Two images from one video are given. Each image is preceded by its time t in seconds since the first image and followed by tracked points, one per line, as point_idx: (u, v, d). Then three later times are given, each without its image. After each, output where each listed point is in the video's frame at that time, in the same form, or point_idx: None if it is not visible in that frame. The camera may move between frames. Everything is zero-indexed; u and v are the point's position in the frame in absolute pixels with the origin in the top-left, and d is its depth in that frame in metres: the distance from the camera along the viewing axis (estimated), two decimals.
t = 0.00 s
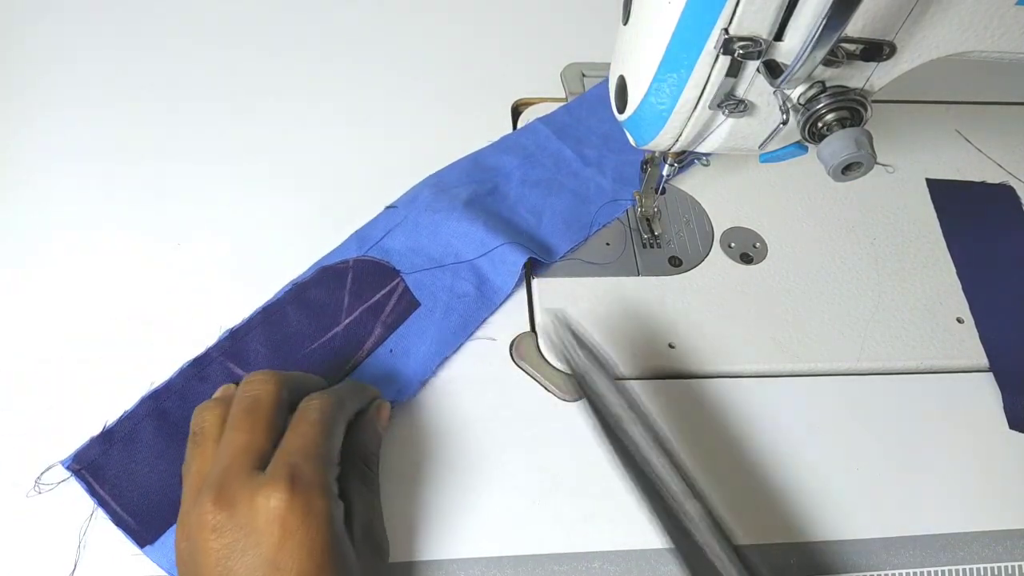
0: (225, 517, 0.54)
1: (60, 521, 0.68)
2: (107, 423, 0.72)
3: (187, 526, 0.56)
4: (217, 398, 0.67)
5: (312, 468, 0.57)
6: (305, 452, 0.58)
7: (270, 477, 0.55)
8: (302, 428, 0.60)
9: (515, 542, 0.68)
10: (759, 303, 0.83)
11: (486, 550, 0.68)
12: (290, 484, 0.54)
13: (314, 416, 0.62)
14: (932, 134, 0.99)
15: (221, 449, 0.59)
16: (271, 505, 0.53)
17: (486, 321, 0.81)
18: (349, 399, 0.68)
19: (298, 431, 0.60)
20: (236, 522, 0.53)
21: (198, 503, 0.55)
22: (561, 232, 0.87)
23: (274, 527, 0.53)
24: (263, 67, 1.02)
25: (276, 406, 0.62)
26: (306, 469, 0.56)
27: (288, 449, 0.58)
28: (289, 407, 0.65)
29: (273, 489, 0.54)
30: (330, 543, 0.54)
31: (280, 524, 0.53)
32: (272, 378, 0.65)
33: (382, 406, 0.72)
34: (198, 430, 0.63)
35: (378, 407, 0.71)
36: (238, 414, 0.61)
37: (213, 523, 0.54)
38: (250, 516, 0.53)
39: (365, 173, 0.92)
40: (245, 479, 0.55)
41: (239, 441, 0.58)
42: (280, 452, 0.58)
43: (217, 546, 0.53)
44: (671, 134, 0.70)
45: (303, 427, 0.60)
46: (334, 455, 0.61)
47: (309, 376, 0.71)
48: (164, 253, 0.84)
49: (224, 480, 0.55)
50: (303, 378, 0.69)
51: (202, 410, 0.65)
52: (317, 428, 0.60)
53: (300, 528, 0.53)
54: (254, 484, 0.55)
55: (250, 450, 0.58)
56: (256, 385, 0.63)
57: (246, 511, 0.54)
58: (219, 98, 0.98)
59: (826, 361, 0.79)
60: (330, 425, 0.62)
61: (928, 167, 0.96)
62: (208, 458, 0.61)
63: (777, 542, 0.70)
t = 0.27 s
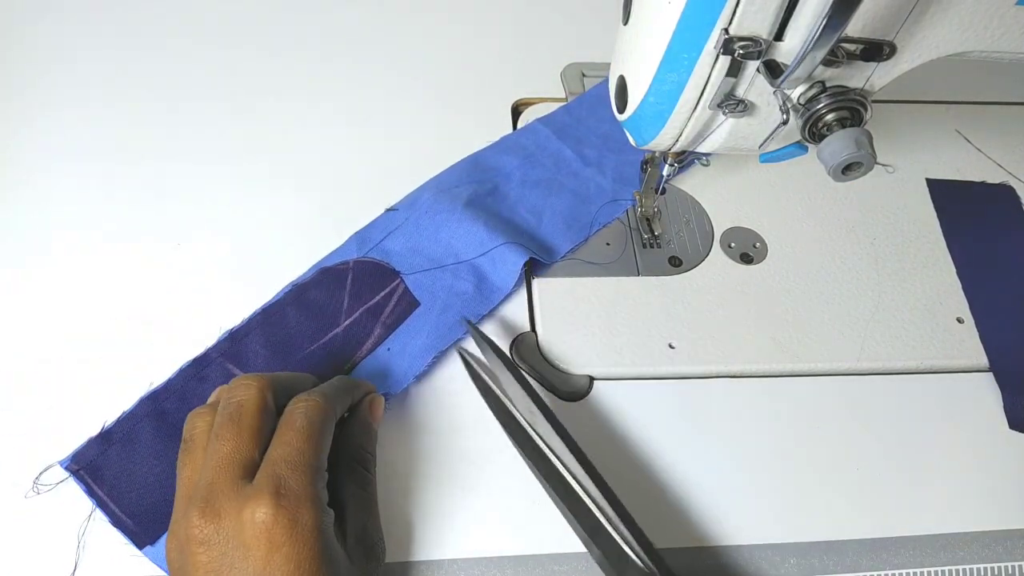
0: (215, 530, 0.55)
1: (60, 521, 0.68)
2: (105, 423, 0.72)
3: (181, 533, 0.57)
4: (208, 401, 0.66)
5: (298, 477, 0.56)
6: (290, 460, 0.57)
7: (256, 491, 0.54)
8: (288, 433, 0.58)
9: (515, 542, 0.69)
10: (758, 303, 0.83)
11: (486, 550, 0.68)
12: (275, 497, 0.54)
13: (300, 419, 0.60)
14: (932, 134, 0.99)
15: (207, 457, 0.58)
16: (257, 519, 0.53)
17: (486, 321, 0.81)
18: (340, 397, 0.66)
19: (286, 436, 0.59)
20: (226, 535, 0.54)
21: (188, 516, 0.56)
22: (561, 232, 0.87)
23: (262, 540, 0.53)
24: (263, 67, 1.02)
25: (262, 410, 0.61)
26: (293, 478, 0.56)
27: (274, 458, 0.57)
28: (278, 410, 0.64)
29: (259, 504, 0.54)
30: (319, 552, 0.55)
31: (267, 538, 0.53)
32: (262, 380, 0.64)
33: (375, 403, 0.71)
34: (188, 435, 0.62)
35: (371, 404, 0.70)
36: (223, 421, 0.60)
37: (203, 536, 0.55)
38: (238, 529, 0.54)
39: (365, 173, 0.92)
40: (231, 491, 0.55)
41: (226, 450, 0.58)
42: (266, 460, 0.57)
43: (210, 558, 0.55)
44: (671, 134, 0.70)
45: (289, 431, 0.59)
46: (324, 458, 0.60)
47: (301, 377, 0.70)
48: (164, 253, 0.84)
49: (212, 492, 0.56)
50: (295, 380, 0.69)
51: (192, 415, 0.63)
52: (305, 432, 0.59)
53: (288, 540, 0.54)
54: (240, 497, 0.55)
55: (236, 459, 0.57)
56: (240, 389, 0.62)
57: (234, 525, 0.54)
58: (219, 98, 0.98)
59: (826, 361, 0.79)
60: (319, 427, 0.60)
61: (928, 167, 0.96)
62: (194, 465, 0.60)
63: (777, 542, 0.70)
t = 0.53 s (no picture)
0: (216, 532, 0.55)
1: (60, 522, 0.68)
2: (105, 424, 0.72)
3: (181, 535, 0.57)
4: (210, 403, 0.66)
5: (299, 480, 0.56)
6: (292, 462, 0.57)
7: (257, 493, 0.54)
8: (290, 435, 0.58)
9: (515, 542, 0.69)
10: (759, 303, 0.82)
11: (486, 550, 0.68)
12: (276, 500, 0.54)
13: (302, 421, 0.60)
14: (932, 134, 0.99)
15: (209, 459, 0.58)
16: (258, 522, 0.53)
17: (486, 319, 0.81)
18: (343, 399, 0.66)
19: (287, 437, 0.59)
20: (227, 538, 0.55)
21: (188, 518, 0.56)
22: (561, 232, 0.87)
23: (262, 543, 0.53)
24: (263, 67, 1.02)
25: (263, 412, 0.61)
26: (294, 481, 0.56)
27: (275, 460, 0.57)
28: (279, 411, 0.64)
29: (259, 507, 0.54)
30: (319, 556, 0.55)
31: (268, 541, 0.53)
32: (261, 380, 0.64)
33: (377, 405, 0.71)
34: (189, 437, 0.62)
35: (374, 405, 0.70)
36: (225, 423, 0.60)
37: (204, 539, 0.55)
38: (239, 531, 0.54)
39: (365, 173, 0.92)
40: (233, 493, 0.55)
41: (227, 452, 0.58)
42: (268, 463, 0.57)
43: (211, 560, 0.55)
44: (671, 134, 0.70)
45: (291, 433, 0.58)
46: (326, 460, 0.60)
47: (302, 377, 0.70)
48: (164, 253, 0.84)
49: (213, 494, 0.56)
50: (296, 381, 0.69)
51: (194, 417, 0.63)
52: (307, 435, 0.59)
53: (288, 543, 0.54)
54: (241, 500, 0.55)
55: (238, 461, 0.57)
56: (242, 391, 0.61)
57: (234, 527, 0.54)
58: (219, 98, 0.98)
59: (826, 361, 0.79)
60: (321, 430, 0.60)
61: (928, 167, 0.96)
62: (195, 467, 0.60)
63: (777, 542, 0.70)
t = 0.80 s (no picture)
0: (217, 533, 0.55)
1: (60, 522, 0.68)
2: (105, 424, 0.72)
3: (182, 536, 0.57)
4: (211, 404, 0.66)
5: (300, 481, 0.56)
6: (292, 462, 0.57)
7: (257, 494, 0.54)
8: (291, 436, 0.58)
9: (515, 542, 0.69)
10: (758, 303, 0.82)
11: (486, 550, 0.68)
12: (276, 501, 0.54)
13: (303, 422, 0.60)
14: (932, 134, 0.99)
15: (210, 459, 0.58)
16: (258, 522, 0.53)
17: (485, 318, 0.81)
18: (343, 399, 0.66)
19: (287, 437, 0.59)
20: (228, 538, 0.55)
21: (189, 519, 0.56)
22: (561, 232, 0.87)
23: (263, 544, 0.53)
24: (263, 67, 1.02)
25: (263, 413, 0.60)
26: (295, 481, 0.56)
27: (276, 460, 0.57)
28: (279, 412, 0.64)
29: (260, 507, 0.54)
30: (319, 556, 0.55)
31: (268, 542, 0.53)
32: (260, 380, 0.63)
33: (377, 406, 0.71)
34: (189, 438, 0.62)
35: (375, 407, 0.70)
36: (226, 423, 0.60)
37: (205, 539, 0.55)
38: (239, 531, 0.54)
39: (365, 173, 0.92)
40: (234, 493, 0.55)
41: (228, 453, 0.58)
42: (269, 463, 0.57)
43: (212, 560, 0.55)
44: (671, 134, 0.70)
45: (292, 434, 0.58)
46: (327, 460, 0.60)
47: (302, 378, 0.70)
48: (164, 253, 0.84)
49: (214, 495, 0.56)
50: (297, 381, 0.69)
51: (195, 417, 0.63)
52: (308, 435, 0.59)
53: (289, 544, 0.54)
54: (242, 500, 0.55)
55: (238, 462, 0.57)
56: (243, 391, 0.61)
57: (235, 528, 0.54)
58: (219, 98, 0.98)
59: (826, 361, 0.79)
60: (322, 430, 0.60)
61: (928, 167, 0.96)
62: (196, 467, 0.60)
63: (777, 542, 0.70)
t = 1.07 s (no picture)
0: (218, 532, 0.55)
1: (60, 522, 0.68)
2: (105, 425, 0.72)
3: (182, 536, 0.57)
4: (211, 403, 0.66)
5: (301, 481, 0.56)
6: (293, 462, 0.57)
7: (258, 494, 0.54)
8: (292, 436, 0.58)
9: (515, 542, 0.69)
10: (759, 303, 0.82)
11: (486, 550, 0.68)
12: (277, 500, 0.54)
13: (304, 422, 0.60)
14: (932, 134, 0.99)
15: (210, 459, 0.58)
16: (259, 522, 0.53)
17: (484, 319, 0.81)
18: (344, 399, 0.66)
19: (288, 437, 0.59)
20: (229, 538, 0.55)
21: (190, 518, 0.56)
22: (561, 232, 0.87)
23: (263, 543, 0.53)
24: (263, 66, 1.02)
25: (264, 412, 0.60)
26: (296, 481, 0.56)
27: (277, 461, 0.57)
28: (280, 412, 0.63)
29: (261, 507, 0.54)
30: (320, 556, 0.55)
31: (269, 542, 0.53)
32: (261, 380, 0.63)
33: (377, 407, 0.71)
34: (190, 438, 0.62)
35: (375, 407, 0.70)
36: (227, 423, 0.60)
37: (206, 539, 0.55)
38: (240, 531, 0.54)
39: (365, 173, 0.92)
40: (234, 493, 0.55)
41: (228, 452, 0.58)
42: (269, 463, 0.57)
43: (212, 560, 0.55)
44: (671, 134, 0.70)
45: (292, 434, 0.59)
46: (328, 461, 0.60)
47: (302, 377, 0.70)
48: (164, 253, 0.84)
49: (214, 495, 0.56)
50: (298, 381, 0.69)
51: (196, 417, 0.63)
52: (309, 435, 0.59)
53: (289, 544, 0.54)
54: (243, 500, 0.55)
55: (239, 461, 0.57)
56: (243, 391, 0.61)
57: (236, 528, 0.54)
58: (219, 98, 0.98)
59: (826, 361, 0.79)
60: (323, 430, 0.60)
61: (928, 167, 0.96)
62: (196, 467, 0.60)
63: (777, 542, 0.70)
